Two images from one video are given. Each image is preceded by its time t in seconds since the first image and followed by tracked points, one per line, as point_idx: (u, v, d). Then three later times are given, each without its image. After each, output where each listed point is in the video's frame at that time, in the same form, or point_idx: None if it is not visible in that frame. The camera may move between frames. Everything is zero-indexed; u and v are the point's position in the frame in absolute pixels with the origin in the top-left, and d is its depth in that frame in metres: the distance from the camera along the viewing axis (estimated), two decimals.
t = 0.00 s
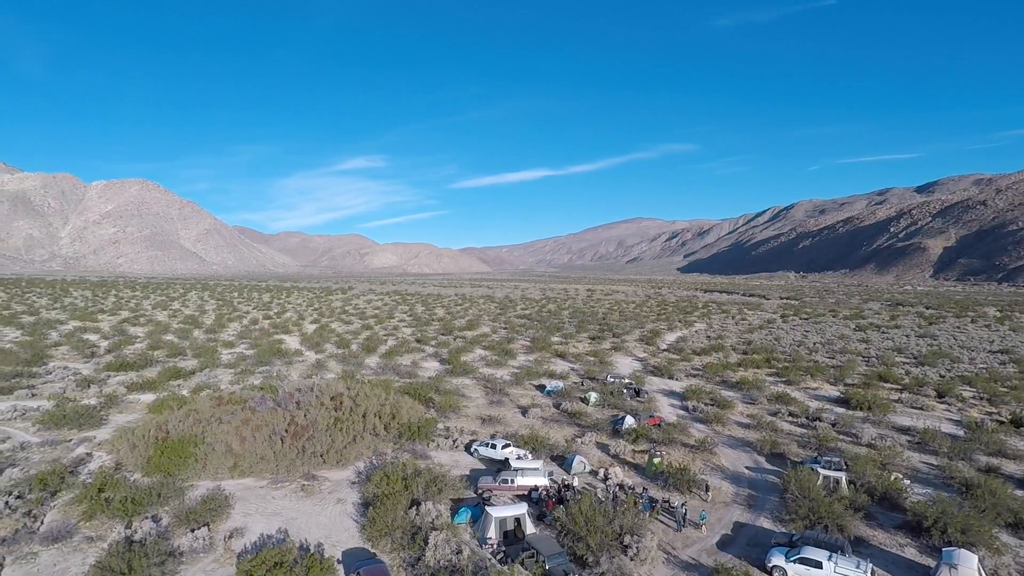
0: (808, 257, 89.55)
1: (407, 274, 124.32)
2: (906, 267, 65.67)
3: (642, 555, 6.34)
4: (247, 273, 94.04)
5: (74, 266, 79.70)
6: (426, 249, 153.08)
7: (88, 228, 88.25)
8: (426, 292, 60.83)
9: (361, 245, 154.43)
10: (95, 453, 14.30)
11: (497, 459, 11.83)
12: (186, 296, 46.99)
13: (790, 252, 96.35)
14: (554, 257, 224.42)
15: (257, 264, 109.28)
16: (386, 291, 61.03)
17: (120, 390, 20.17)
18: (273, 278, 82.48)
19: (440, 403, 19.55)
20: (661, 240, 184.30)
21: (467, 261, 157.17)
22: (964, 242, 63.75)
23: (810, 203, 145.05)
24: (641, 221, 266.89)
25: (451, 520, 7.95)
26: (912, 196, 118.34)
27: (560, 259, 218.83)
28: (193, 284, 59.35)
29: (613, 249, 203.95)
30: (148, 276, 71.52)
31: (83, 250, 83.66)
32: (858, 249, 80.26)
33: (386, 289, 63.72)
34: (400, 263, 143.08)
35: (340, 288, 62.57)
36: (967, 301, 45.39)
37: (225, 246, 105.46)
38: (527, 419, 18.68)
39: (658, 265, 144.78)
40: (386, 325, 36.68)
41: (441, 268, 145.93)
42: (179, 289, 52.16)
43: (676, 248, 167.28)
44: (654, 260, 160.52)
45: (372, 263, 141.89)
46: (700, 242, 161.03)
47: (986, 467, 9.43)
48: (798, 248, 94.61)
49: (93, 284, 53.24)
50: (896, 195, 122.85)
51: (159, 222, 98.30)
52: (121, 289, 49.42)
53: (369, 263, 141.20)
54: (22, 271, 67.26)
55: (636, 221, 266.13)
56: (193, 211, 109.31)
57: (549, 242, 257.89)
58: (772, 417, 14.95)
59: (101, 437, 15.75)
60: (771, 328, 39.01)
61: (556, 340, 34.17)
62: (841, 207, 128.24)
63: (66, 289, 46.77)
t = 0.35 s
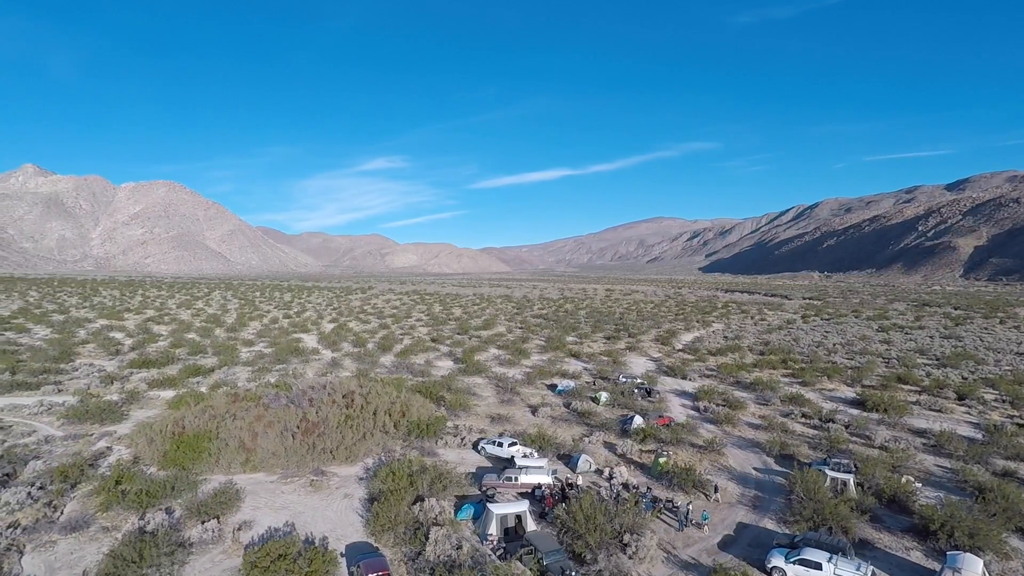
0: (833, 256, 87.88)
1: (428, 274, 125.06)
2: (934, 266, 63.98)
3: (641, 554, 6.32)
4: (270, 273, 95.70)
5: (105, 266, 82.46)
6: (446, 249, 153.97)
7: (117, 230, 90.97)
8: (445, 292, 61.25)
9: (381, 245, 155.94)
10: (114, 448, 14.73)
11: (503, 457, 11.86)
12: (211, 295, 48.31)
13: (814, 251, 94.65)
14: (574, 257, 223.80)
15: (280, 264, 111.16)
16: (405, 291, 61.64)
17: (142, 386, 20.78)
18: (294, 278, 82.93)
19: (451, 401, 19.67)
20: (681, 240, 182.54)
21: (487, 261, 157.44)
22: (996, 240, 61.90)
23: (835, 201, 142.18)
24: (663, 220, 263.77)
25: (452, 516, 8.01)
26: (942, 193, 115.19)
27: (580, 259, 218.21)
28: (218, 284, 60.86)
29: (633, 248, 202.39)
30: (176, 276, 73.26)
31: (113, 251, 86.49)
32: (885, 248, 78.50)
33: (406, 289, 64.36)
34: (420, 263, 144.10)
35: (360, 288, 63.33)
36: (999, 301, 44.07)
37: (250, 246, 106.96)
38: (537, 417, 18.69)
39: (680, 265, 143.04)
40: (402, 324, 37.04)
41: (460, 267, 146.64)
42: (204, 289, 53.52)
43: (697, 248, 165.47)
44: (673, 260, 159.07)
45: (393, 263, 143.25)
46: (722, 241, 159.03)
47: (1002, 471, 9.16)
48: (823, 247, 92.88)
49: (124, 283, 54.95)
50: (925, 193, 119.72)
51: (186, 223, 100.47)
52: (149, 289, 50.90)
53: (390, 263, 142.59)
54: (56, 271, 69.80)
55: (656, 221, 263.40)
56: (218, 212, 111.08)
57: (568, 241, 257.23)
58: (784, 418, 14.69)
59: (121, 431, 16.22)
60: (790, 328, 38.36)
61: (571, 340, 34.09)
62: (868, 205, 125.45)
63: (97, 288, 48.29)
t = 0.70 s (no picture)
0: (859, 255, 86.10)
1: (447, 274, 125.59)
2: (963, 266, 62.25)
3: (639, 553, 6.31)
4: (292, 273, 97.05)
5: (133, 266, 84.78)
6: (465, 249, 154.49)
7: (144, 231, 93.45)
8: (463, 292, 61.50)
9: (401, 245, 157.24)
10: (133, 443, 15.13)
11: (509, 456, 11.89)
12: (233, 295, 49.35)
13: (839, 250, 92.81)
14: (594, 257, 222.92)
15: (302, 264, 112.74)
16: (423, 291, 62.05)
17: (163, 383, 21.31)
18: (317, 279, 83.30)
19: (461, 399, 19.77)
20: (702, 239, 180.49)
21: (506, 261, 157.63)
22: None
23: (860, 200, 139.15)
24: (683, 219, 260.57)
25: (454, 513, 8.07)
26: (972, 191, 111.97)
27: (599, 259, 217.00)
28: (242, 284, 62.01)
29: (654, 248, 200.70)
30: (201, 276, 74.72)
31: (141, 251, 88.91)
32: (912, 247, 76.65)
33: (424, 289, 64.82)
34: (439, 264, 144.80)
35: (380, 288, 63.93)
36: None
37: (272, 247, 108.45)
38: (546, 417, 18.70)
39: (701, 264, 141.21)
40: (418, 324, 37.32)
41: (479, 268, 147.01)
42: (227, 289, 54.67)
43: (718, 247, 163.48)
44: (693, 260, 157.19)
45: (412, 263, 144.24)
46: (744, 241, 156.93)
47: (1018, 475, 8.92)
48: (848, 246, 91.06)
49: (152, 283, 56.43)
50: (955, 190, 116.48)
51: (210, 224, 102.40)
52: (174, 288, 52.09)
53: (409, 263, 143.59)
54: (86, 271, 72.00)
55: (676, 220, 260.44)
56: (242, 213, 112.80)
57: (587, 241, 255.96)
58: (795, 419, 14.45)
59: (140, 427, 16.66)
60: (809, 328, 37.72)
61: (585, 340, 33.98)
62: (894, 203, 122.51)
63: (124, 288, 49.72)
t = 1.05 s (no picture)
0: (885, 254, 84.23)
1: (467, 274, 125.93)
2: (993, 266, 60.43)
3: (637, 551, 6.30)
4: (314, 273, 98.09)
5: (159, 266, 87.07)
6: (484, 249, 154.84)
7: (170, 232, 95.84)
8: (481, 292, 61.74)
9: (420, 245, 158.26)
10: (149, 438, 15.52)
11: (515, 454, 11.90)
12: (255, 294, 50.35)
13: (864, 249, 90.89)
14: (613, 257, 221.88)
15: (323, 264, 113.90)
16: (442, 290, 62.48)
17: (181, 380, 21.83)
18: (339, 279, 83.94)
19: (470, 398, 19.87)
20: (723, 238, 178.25)
21: (525, 261, 157.70)
22: None
23: (887, 198, 135.96)
24: (704, 219, 257.22)
25: (456, 510, 8.14)
26: (1004, 188, 108.54)
27: (619, 258, 215.69)
28: (265, 283, 63.08)
29: (674, 247, 198.84)
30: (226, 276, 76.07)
31: (167, 252, 91.26)
32: (940, 247, 74.73)
33: (442, 288, 65.26)
34: (458, 264, 145.37)
35: (399, 288, 64.46)
36: None
37: (293, 247, 109.74)
38: (554, 416, 18.68)
39: (722, 264, 139.44)
40: (434, 323, 37.58)
41: (498, 268, 147.31)
42: (250, 288, 55.74)
43: (740, 246, 161.28)
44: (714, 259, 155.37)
45: (432, 262, 145.11)
46: (766, 240, 154.62)
47: None
48: (873, 245, 89.16)
49: (179, 283, 57.89)
50: (986, 188, 113.09)
51: (234, 224, 104.11)
52: (199, 288, 53.20)
53: (429, 263, 144.57)
54: (114, 271, 74.23)
55: (695, 219, 257.20)
56: (265, 214, 114.73)
57: (605, 241, 254.53)
58: (807, 421, 14.20)
59: (157, 423, 17.09)
60: (829, 329, 37.02)
61: (599, 339, 33.85)
62: (922, 201, 119.43)
63: (150, 287, 51.11)
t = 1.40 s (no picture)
0: (911, 254, 82.34)
1: (485, 275, 126.23)
2: None
3: (635, 550, 6.31)
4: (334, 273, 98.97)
5: (183, 266, 89.16)
6: (502, 249, 155.04)
7: (194, 233, 98.12)
8: (498, 292, 61.97)
9: (439, 246, 159.24)
10: (165, 434, 15.90)
11: (520, 453, 11.93)
12: (275, 293, 51.27)
13: (889, 249, 88.91)
14: (632, 257, 220.80)
15: (343, 264, 114.80)
16: (459, 290, 62.85)
17: (199, 378, 22.36)
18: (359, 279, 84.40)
19: (480, 397, 19.97)
20: (743, 238, 175.98)
21: (543, 261, 157.74)
22: None
23: (914, 197, 132.75)
24: (724, 218, 253.65)
25: (458, 507, 8.20)
26: None
27: (638, 258, 214.16)
28: (287, 283, 64.12)
29: (693, 247, 196.93)
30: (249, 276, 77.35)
31: (191, 253, 93.40)
32: (968, 246, 72.81)
33: (459, 288, 65.63)
34: (476, 264, 145.78)
35: (416, 288, 65.06)
36: None
37: (314, 247, 110.84)
38: (563, 416, 18.68)
39: (742, 264, 137.65)
40: (448, 323, 37.84)
41: (516, 268, 147.41)
42: (272, 288, 56.72)
43: (761, 246, 159.08)
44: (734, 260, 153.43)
45: (451, 263, 145.84)
46: (788, 239, 152.28)
47: None
48: (899, 245, 87.21)
49: (203, 283, 59.30)
50: (1018, 185, 109.74)
51: (255, 225, 105.73)
52: (222, 288, 54.28)
53: (447, 263, 145.35)
54: (139, 271, 76.30)
55: (715, 219, 254.48)
56: (287, 215, 116.44)
57: (623, 241, 253.04)
58: (818, 422, 13.98)
59: (174, 419, 17.50)
60: (848, 329, 36.37)
61: (612, 340, 33.72)
62: (950, 200, 116.37)
63: (175, 287, 52.43)
